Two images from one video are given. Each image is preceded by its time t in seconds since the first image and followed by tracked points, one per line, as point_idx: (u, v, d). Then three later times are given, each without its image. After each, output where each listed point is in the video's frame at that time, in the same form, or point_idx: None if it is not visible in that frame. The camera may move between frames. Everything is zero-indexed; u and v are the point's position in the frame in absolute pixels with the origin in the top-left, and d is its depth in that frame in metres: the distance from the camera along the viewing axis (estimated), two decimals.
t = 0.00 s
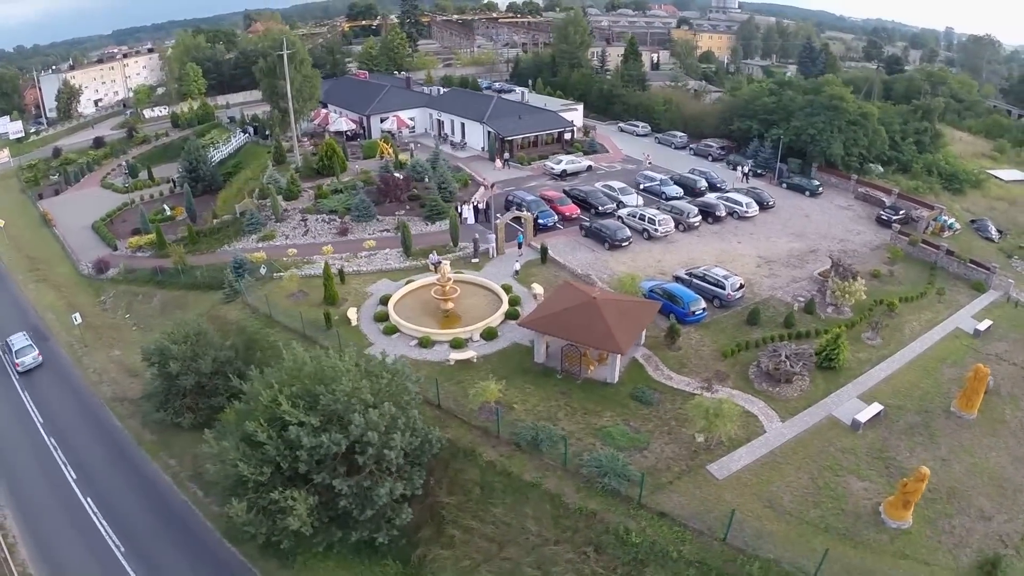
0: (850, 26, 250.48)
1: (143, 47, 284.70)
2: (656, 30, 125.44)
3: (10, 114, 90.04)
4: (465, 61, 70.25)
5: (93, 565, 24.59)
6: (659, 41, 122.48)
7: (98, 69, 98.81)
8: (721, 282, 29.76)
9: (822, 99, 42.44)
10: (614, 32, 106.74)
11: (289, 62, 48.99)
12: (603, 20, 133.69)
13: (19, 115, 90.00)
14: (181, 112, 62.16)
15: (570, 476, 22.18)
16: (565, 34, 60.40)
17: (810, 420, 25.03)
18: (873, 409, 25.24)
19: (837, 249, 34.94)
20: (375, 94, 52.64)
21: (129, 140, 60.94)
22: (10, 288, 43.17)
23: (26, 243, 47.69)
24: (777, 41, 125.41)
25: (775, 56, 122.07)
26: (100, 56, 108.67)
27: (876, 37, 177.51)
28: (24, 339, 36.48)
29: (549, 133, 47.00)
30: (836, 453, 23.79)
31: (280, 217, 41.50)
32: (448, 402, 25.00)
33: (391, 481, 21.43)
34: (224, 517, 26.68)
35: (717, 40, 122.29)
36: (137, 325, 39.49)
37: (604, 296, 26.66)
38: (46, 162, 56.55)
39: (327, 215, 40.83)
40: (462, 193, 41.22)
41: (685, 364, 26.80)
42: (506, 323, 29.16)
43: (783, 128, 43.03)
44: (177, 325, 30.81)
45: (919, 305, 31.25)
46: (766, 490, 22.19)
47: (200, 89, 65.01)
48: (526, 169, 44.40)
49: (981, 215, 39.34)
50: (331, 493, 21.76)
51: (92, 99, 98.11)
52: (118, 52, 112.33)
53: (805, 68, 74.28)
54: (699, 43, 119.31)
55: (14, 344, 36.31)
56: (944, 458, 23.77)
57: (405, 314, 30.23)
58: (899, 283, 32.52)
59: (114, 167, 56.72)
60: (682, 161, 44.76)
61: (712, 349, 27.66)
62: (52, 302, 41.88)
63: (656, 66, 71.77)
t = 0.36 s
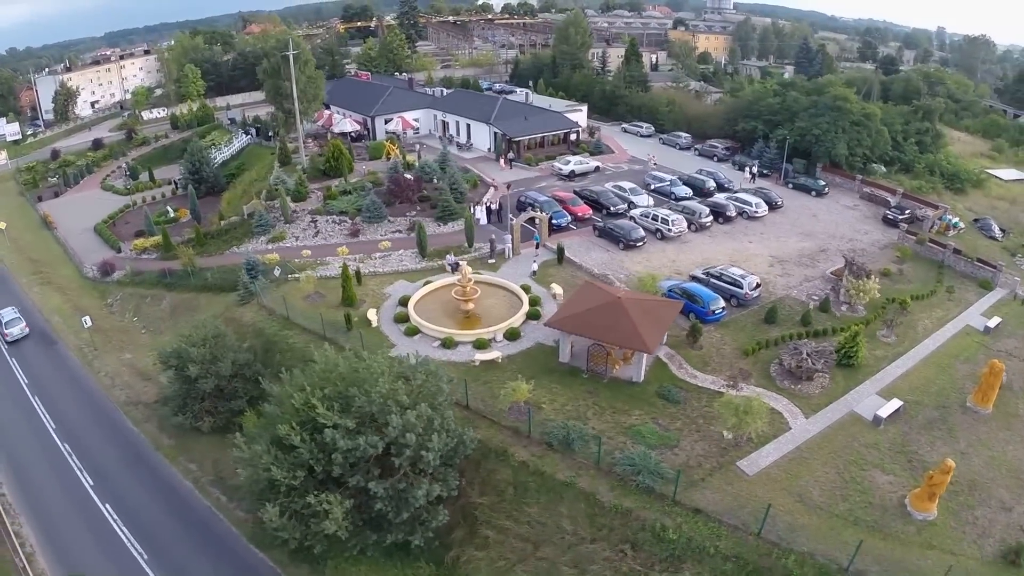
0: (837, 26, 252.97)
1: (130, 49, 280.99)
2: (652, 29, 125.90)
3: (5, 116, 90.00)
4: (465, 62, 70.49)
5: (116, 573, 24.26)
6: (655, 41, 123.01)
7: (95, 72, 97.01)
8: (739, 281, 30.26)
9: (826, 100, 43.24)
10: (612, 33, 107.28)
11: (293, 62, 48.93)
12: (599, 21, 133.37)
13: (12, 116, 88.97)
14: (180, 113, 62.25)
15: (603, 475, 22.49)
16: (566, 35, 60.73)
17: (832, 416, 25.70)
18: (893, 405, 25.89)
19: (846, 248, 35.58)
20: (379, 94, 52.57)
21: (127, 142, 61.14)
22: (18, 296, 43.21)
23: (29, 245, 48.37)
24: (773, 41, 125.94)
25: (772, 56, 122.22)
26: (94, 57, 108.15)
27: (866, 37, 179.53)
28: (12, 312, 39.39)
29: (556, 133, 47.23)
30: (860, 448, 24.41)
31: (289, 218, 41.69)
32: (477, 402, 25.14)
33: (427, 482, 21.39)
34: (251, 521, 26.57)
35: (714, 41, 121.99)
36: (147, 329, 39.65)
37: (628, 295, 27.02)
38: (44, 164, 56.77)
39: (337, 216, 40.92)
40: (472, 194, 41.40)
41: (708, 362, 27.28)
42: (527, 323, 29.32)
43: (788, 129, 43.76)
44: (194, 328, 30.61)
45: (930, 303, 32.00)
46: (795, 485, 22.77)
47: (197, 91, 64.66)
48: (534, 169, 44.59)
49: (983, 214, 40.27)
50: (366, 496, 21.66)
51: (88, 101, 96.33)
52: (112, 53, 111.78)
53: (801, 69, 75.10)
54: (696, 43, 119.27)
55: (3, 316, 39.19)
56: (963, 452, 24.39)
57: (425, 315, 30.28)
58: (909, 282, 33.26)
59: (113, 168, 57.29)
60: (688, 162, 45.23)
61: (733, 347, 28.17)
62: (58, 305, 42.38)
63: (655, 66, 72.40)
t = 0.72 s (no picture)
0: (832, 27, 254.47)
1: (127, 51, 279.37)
2: (653, 30, 126.25)
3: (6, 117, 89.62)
4: (469, 63, 70.59)
5: None
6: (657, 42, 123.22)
7: (96, 72, 95.88)
8: (761, 283, 30.57)
9: (836, 102, 43.66)
10: (614, 34, 107.67)
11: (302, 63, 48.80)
12: (601, 21, 133.06)
13: (13, 117, 88.03)
14: (185, 114, 62.09)
15: (639, 478, 22.68)
16: (572, 36, 60.96)
17: (859, 416, 26.07)
18: (917, 405, 26.25)
19: (861, 249, 35.98)
20: (387, 95, 52.47)
21: (132, 143, 60.87)
22: (28, 299, 42.79)
23: (34, 246, 47.90)
24: (775, 43, 126.13)
25: (775, 58, 121.83)
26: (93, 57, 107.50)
27: (863, 39, 180.86)
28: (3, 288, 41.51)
29: (567, 135, 47.36)
30: (887, 448, 24.71)
31: (303, 219, 41.73)
32: (509, 405, 25.19)
33: (466, 486, 21.32)
34: (279, 528, 26.40)
35: (717, 41, 121.62)
36: (160, 331, 39.45)
37: (656, 298, 27.31)
38: (48, 165, 56.40)
39: (351, 218, 40.90)
40: (486, 195, 41.45)
41: (734, 363, 27.57)
42: (553, 325, 29.40)
43: (798, 130, 44.18)
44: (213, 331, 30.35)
45: (946, 304, 32.44)
46: (827, 485, 23.08)
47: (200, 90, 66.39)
48: (547, 171, 44.70)
49: (992, 216, 40.86)
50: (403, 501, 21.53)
51: (91, 101, 95.16)
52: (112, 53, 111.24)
53: (804, 70, 75.53)
54: (701, 45, 119.02)
55: None
56: (988, 451, 24.75)
57: (449, 317, 30.30)
58: (925, 283, 33.69)
59: (118, 169, 57.09)
60: (699, 163, 45.51)
61: (758, 348, 28.53)
62: (68, 307, 42.08)
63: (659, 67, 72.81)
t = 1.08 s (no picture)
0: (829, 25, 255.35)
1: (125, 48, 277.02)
2: (657, 29, 126.16)
3: (10, 115, 89.29)
4: (477, 63, 70.59)
5: None
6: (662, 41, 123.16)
7: (102, 70, 95.12)
8: (785, 284, 30.87)
9: (849, 103, 43.88)
10: (620, 33, 107.69)
11: (313, 61, 48.61)
12: (605, 20, 132.66)
13: (16, 115, 87.32)
14: (192, 113, 61.86)
15: (675, 480, 22.83)
16: (582, 36, 61.10)
17: (887, 417, 26.31)
18: (944, 406, 26.52)
19: (879, 250, 36.27)
20: (399, 94, 52.33)
21: (138, 141, 60.55)
22: (40, 300, 42.32)
23: (43, 245, 47.52)
24: (780, 43, 125.86)
25: (781, 57, 121.43)
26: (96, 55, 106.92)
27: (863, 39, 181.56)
28: None
29: (581, 135, 47.40)
30: (917, 449, 24.96)
31: (319, 219, 41.66)
32: (542, 407, 25.22)
33: (507, 491, 21.17)
34: (309, 535, 25.93)
35: (723, 41, 121.56)
36: (175, 332, 39.19)
37: (684, 299, 27.51)
38: (53, 164, 56.08)
39: (368, 217, 40.82)
40: (503, 195, 41.43)
41: (762, 365, 27.84)
42: (580, 327, 29.45)
43: (812, 131, 44.42)
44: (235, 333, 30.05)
45: (965, 305, 32.77)
46: (860, 485, 23.29)
47: (207, 88, 68.11)
48: (562, 170, 44.72)
49: (1005, 217, 41.23)
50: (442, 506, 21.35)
51: (95, 100, 94.33)
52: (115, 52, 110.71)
53: (811, 71, 75.74)
54: (709, 44, 118.58)
55: None
56: (1015, 451, 25.02)
57: (475, 318, 30.27)
58: (943, 284, 34.01)
59: (125, 167, 56.72)
60: (713, 164, 45.60)
61: (785, 350, 28.79)
62: (80, 308, 41.76)
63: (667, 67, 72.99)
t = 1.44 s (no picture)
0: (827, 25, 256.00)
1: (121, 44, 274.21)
2: (660, 28, 126.12)
3: (12, 113, 88.77)
4: (483, 62, 70.44)
5: None
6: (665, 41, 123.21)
7: (106, 69, 93.97)
8: (808, 288, 31.08)
9: (862, 104, 44.03)
10: (624, 33, 107.64)
11: (324, 60, 48.38)
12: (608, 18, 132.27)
13: (18, 113, 86.60)
14: (197, 111, 61.49)
15: (710, 486, 22.94)
16: (590, 35, 61.18)
17: (913, 420, 26.50)
18: (969, 409, 26.74)
19: (895, 253, 36.49)
20: (409, 93, 52.11)
21: (143, 139, 60.10)
22: (49, 303, 41.80)
23: (49, 244, 47.04)
24: (785, 42, 125.33)
25: (787, 57, 121.13)
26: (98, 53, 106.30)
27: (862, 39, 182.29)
28: None
29: (594, 135, 47.36)
30: (945, 452, 25.13)
31: (333, 219, 41.45)
32: (574, 413, 25.23)
33: (545, 499, 20.99)
34: (338, 544, 25.37)
35: (728, 41, 121.55)
36: (188, 335, 38.80)
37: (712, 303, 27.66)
38: (58, 162, 55.68)
39: (383, 218, 40.64)
40: (519, 195, 41.31)
41: (788, 370, 28.09)
42: (605, 330, 29.43)
43: (825, 133, 44.60)
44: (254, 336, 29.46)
45: (983, 308, 33.03)
46: (892, 489, 23.42)
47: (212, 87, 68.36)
48: (576, 171, 44.67)
49: (1016, 220, 41.56)
50: (480, 515, 21.05)
51: (99, 98, 92.88)
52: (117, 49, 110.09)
53: (818, 71, 75.80)
54: (717, 43, 118.16)
55: None
56: None
57: (499, 321, 30.11)
58: (961, 286, 34.26)
59: (131, 166, 56.25)
60: (727, 164, 45.67)
61: (810, 354, 29.00)
62: (90, 309, 41.31)
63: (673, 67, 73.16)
